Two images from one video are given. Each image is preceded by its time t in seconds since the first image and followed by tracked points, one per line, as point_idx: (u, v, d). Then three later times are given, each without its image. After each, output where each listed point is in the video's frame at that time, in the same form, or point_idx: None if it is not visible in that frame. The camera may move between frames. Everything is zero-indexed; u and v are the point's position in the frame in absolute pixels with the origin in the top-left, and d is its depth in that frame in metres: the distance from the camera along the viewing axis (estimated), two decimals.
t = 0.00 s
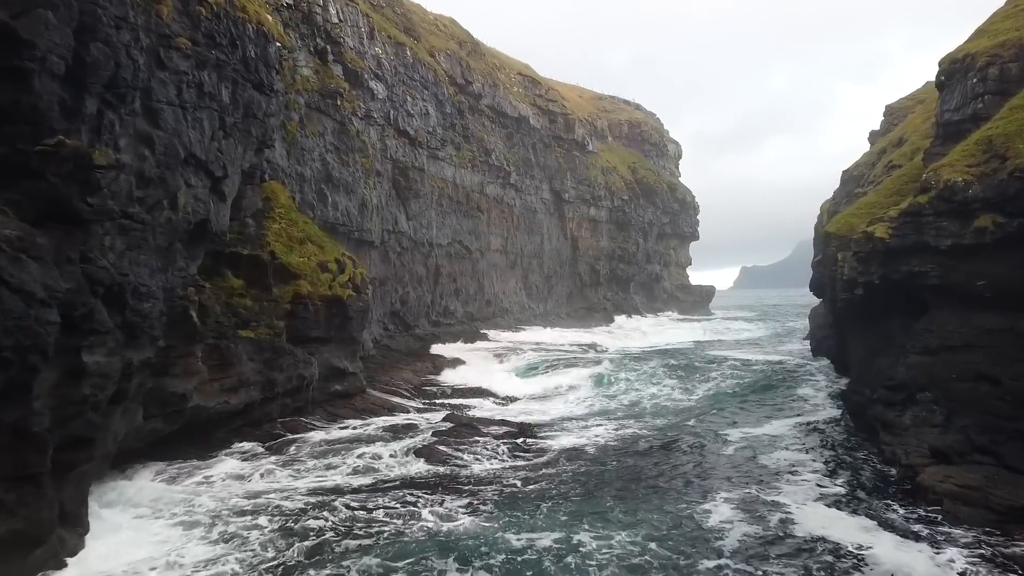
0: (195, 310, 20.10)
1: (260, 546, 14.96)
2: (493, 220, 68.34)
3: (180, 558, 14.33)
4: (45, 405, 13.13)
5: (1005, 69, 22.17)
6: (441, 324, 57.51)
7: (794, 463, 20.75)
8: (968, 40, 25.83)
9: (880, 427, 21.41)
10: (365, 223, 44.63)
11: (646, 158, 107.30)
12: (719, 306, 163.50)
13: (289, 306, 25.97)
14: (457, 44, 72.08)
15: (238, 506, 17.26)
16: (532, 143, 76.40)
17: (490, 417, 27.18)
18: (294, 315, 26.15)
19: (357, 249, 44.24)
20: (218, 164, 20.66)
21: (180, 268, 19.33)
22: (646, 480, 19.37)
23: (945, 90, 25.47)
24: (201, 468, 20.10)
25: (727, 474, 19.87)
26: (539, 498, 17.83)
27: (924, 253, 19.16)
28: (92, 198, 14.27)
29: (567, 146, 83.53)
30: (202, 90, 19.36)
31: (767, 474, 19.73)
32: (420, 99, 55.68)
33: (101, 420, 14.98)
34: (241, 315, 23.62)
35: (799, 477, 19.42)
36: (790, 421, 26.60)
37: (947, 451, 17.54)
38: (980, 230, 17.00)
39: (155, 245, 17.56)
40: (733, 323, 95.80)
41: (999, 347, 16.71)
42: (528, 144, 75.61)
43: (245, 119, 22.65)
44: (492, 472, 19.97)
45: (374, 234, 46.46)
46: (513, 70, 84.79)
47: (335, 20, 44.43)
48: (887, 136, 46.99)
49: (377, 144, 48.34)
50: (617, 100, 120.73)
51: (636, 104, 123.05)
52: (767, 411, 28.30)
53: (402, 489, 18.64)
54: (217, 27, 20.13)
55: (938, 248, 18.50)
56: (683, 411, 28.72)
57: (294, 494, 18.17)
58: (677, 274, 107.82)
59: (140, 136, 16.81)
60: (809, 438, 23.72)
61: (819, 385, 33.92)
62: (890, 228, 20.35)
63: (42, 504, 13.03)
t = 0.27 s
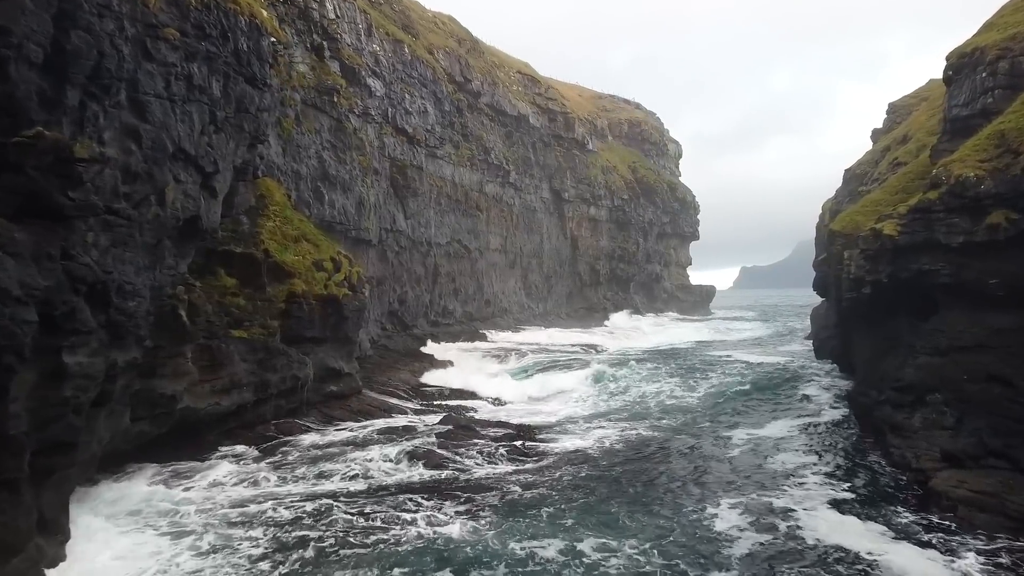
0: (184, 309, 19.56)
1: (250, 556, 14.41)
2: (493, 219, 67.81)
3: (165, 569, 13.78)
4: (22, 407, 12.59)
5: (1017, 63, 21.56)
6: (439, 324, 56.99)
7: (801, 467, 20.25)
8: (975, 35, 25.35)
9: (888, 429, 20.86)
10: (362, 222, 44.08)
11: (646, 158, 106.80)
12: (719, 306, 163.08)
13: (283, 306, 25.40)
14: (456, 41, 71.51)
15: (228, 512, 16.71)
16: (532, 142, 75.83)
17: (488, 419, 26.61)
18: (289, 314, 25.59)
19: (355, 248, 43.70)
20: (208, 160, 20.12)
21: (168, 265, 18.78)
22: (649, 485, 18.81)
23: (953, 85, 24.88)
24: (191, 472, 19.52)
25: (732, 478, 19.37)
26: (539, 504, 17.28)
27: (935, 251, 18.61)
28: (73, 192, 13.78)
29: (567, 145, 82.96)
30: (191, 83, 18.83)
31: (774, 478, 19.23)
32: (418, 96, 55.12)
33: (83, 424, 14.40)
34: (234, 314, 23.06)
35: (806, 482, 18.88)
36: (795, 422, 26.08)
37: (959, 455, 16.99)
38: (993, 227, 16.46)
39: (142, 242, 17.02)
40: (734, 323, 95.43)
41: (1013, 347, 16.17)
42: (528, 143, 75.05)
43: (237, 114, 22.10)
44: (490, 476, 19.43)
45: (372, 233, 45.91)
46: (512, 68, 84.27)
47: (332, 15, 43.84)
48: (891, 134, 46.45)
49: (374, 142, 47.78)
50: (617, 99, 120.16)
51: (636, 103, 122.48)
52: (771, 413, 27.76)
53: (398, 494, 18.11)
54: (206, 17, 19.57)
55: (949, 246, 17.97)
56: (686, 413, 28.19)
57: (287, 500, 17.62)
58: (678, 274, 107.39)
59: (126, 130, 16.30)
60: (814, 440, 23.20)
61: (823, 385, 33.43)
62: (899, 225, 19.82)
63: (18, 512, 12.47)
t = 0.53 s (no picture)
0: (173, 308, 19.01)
1: (239, 565, 13.87)
2: (492, 219, 67.27)
3: None
4: None
5: None
6: (438, 324, 56.48)
7: (808, 471, 19.77)
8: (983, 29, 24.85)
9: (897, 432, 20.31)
10: (360, 221, 43.52)
11: (646, 157, 106.30)
12: (719, 306, 162.66)
13: (277, 305, 24.81)
14: (455, 39, 70.94)
15: (217, 519, 16.13)
16: (532, 141, 75.28)
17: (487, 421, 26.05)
18: (282, 314, 25.00)
19: (352, 247, 43.16)
20: (198, 155, 19.59)
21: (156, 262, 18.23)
22: (652, 491, 18.25)
23: (962, 79, 24.32)
24: (181, 475, 18.94)
25: (738, 482, 18.89)
26: (539, 511, 16.72)
27: (946, 249, 18.07)
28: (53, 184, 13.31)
29: (567, 144, 82.40)
30: (180, 76, 18.31)
31: (780, 482, 18.74)
32: (417, 94, 54.57)
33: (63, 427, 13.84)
34: (226, 313, 22.49)
35: (814, 487, 18.32)
36: (800, 424, 25.59)
37: (973, 460, 16.42)
38: (1006, 223, 15.93)
39: (128, 239, 16.49)
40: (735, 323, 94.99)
41: None
42: (527, 142, 74.50)
43: (229, 108, 21.56)
44: (489, 481, 18.88)
45: (370, 232, 45.36)
46: (512, 67, 83.67)
47: (329, 12, 43.28)
48: (894, 132, 45.91)
49: (372, 140, 47.22)
50: (617, 98, 119.58)
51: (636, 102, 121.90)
52: (776, 415, 27.21)
53: (393, 500, 17.55)
54: (196, 8, 19.02)
55: (960, 243, 17.43)
56: (689, 415, 27.64)
57: (279, 505, 17.06)
58: (678, 274, 106.92)
59: (112, 123, 15.78)
60: (820, 443, 22.71)
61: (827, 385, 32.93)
62: (909, 222, 19.28)
63: None
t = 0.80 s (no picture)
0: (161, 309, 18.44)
1: None
2: (491, 218, 66.71)
3: None
4: None
5: None
6: (436, 324, 55.95)
7: (815, 476, 19.29)
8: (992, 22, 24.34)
9: (906, 435, 19.75)
10: (357, 219, 42.96)
11: (646, 157, 105.78)
12: (720, 306, 162.16)
13: (271, 305, 24.16)
14: (454, 37, 70.37)
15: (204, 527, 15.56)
16: (532, 140, 74.72)
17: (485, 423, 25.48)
18: (276, 314, 24.36)
19: (349, 246, 42.60)
20: (188, 150, 19.04)
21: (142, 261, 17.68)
22: (654, 497, 17.70)
23: (971, 73, 23.74)
24: (169, 479, 18.36)
25: (744, 486, 18.40)
26: (541, 518, 16.15)
27: (958, 246, 17.50)
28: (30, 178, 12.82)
29: (567, 143, 81.80)
30: (169, 68, 17.78)
31: (787, 487, 18.26)
32: (416, 92, 54.00)
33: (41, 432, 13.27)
34: (218, 313, 21.95)
35: (823, 494, 17.80)
36: (805, 426, 25.10)
37: (987, 464, 15.87)
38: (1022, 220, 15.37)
39: (113, 237, 15.95)
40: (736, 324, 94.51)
41: None
42: (527, 141, 73.93)
43: (220, 102, 21.01)
44: (489, 486, 18.30)
45: (367, 231, 44.80)
46: (512, 65, 83.08)
47: (325, 7, 42.70)
48: (898, 130, 45.38)
49: (369, 137, 46.66)
50: (617, 97, 119.00)
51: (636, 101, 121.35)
52: (780, 416, 26.73)
53: (391, 506, 16.97)
54: None
55: (973, 241, 16.87)
56: (691, 416, 27.13)
57: (270, 512, 16.50)
58: (678, 274, 106.41)
59: (96, 115, 15.25)
60: (827, 446, 22.22)
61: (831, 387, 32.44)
62: (919, 219, 18.72)
63: None
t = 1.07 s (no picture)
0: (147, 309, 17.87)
1: None
2: (490, 217, 66.16)
3: None
4: None
5: None
6: (435, 324, 55.43)
7: (823, 480, 18.84)
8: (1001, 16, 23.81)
9: (915, 438, 19.20)
10: (354, 218, 42.39)
11: (646, 156, 105.24)
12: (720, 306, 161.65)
13: (264, 304, 23.58)
14: (453, 34, 69.80)
15: (189, 536, 15.06)
16: (531, 139, 74.18)
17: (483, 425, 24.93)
18: (269, 313, 23.78)
19: (346, 245, 42.05)
20: (177, 144, 18.51)
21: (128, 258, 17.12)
22: (657, 502, 17.15)
23: (980, 67, 23.20)
24: (157, 484, 17.79)
25: (750, 491, 17.95)
26: (543, 526, 15.61)
27: (970, 244, 16.96)
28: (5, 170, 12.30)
29: (567, 142, 81.22)
30: (156, 60, 17.24)
31: (795, 492, 17.80)
32: (414, 90, 53.46)
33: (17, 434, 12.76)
34: (209, 313, 21.31)
35: (831, 500, 17.29)
36: (810, 428, 24.62)
37: (1002, 470, 15.33)
38: None
39: (97, 234, 15.42)
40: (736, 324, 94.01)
41: None
42: (527, 140, 73.38)
43: (211, 96, 20.48)
44: (489, 492, 17.73)
45: (365, 230, 44.25)
46: (511, 63, 82.51)
47: (322, 3, 42.15)
48: (901, 128, 44.87)
49: (367, 135, 46.11)
50: (617, 96, 118.43)
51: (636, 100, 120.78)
52: (784, 418, 26.25)
53: (388, 513, 16.45)
54: None
55: (985, 238, 16.34)
56: (694, 417, 26.60)
57: (261, 520, 15.94)
58: (679, 274, 105.88)
59: (79, 107, 14.72)
60: (833, 449, 21.76)
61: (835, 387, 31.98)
62: (930, 216, 18.18)
63: None
